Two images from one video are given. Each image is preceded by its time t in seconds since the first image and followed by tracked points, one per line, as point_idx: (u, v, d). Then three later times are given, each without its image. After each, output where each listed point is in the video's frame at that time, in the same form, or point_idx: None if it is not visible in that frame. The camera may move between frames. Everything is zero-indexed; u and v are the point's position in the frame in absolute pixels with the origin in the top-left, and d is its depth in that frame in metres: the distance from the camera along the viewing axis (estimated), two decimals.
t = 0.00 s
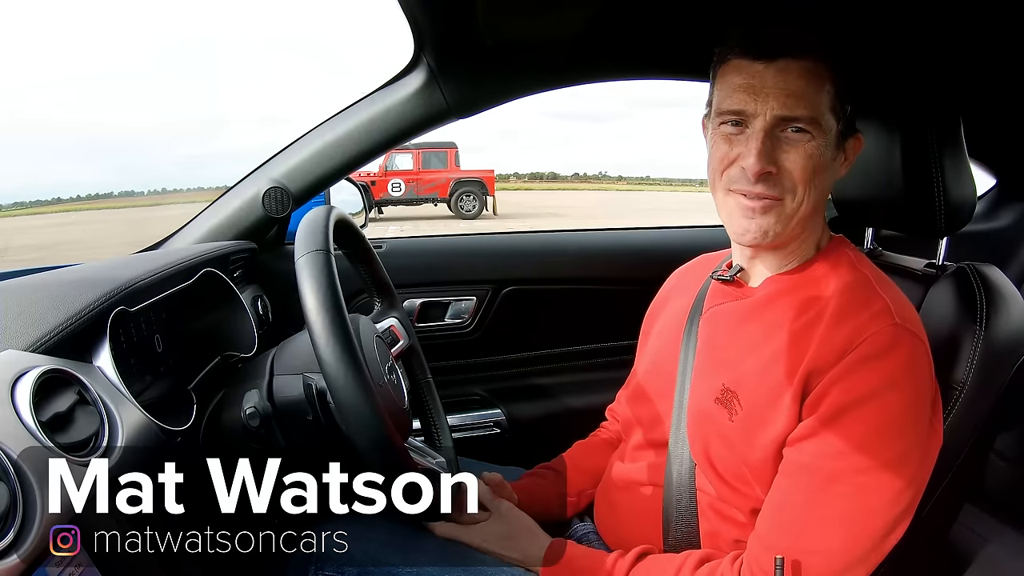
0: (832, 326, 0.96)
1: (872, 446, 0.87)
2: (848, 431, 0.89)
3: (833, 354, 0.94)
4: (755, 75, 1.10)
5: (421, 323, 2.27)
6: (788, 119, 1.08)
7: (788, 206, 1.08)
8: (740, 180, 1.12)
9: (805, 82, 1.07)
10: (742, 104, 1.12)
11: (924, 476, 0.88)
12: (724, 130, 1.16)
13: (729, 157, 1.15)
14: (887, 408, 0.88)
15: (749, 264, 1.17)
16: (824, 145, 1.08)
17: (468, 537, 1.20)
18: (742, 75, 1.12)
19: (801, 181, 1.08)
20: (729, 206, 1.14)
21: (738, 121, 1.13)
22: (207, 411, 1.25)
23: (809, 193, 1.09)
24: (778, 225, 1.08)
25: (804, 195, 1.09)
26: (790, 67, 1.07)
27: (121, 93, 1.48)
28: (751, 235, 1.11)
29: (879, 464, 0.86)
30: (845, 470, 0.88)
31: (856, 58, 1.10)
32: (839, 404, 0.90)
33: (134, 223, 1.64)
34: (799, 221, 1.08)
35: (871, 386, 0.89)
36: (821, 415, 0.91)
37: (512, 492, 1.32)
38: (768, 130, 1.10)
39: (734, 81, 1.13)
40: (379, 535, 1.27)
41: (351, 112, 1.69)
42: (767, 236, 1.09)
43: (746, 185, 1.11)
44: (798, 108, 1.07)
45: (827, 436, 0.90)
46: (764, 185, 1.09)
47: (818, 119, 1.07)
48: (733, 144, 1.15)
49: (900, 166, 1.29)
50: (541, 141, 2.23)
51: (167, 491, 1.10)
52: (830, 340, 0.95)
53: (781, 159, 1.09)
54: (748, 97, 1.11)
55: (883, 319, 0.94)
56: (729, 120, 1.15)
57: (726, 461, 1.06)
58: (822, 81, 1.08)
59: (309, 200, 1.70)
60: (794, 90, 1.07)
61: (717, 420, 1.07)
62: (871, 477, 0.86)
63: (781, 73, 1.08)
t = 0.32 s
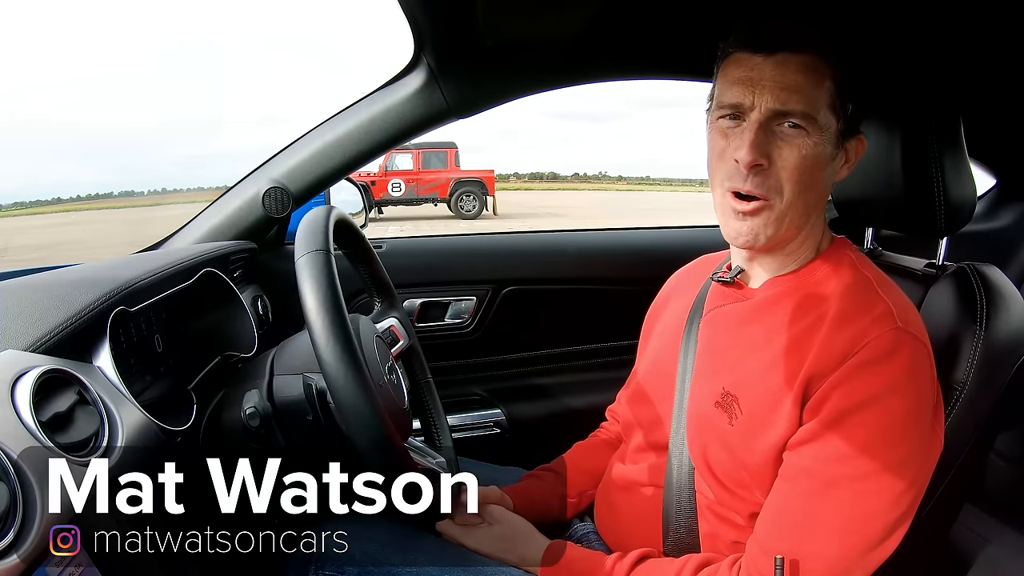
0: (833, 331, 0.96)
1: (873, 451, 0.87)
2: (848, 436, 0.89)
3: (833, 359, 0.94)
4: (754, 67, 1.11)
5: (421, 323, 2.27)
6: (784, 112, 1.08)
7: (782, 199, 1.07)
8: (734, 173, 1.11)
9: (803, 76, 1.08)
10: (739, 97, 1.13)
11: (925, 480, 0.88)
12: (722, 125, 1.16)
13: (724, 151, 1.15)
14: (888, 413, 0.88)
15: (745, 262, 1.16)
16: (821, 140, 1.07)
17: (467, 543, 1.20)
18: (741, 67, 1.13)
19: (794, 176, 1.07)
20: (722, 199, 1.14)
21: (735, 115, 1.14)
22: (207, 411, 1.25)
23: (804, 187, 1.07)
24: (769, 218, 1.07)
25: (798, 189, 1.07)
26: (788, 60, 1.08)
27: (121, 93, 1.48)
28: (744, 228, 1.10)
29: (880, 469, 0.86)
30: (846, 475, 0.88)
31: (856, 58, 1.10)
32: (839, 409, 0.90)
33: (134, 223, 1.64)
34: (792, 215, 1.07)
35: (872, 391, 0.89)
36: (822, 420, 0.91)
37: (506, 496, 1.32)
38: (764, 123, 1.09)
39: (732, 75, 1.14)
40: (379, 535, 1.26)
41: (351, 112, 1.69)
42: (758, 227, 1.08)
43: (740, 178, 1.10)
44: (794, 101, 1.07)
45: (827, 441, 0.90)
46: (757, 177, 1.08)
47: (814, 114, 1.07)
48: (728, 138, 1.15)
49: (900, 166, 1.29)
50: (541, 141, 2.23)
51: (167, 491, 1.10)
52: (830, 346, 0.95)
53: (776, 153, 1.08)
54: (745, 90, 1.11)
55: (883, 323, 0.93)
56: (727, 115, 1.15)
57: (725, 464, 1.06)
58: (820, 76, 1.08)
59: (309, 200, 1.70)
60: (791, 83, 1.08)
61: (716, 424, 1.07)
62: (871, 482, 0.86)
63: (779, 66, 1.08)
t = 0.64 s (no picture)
0: (832, 330, 0.96)
1: (873, 449, 0.87)
2: (848, 434, 0.89)
3: (833, 358, 0.94)
4: (751, 68, 1.11)
5: (421, 323, 2.27)
6: (781, 112, 1.08)
7: (779, 199, 1.07)
8: (733, 172, 1.12)
9: (800, 76, 1.07)
10: (737, 98, 1.13)
11: (924, 478, 0.88)
12: (720, 125, 1.16)
13: (723, 151, 1.15)
14: (888, 411, 0.88)
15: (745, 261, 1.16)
16: (818, 139, 1.08)
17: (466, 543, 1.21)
18: (739, 68, 1.12)
19: (791, 175, 1.07)
20: (721, 199, 1.14)
21: (734, 115, 1.14)
22: (207, 411, 1.25)
23: (802, 185, 1.07)
24: (767, 218, 1.08)
25: (795, 188, 1.07)
26: (785, 61, 1.08)
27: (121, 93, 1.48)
28: (743, 227, 1.10)
29: (880, 467, 0.86)
30: (846, 474, 0.88)
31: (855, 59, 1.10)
32: (839, 407, 0.90)
33: (133, 223, 1.64)
34: (790, 213, 1.07)
35: (871, 389, 0.89)
36: (822, 418, 0.91)
37: (506, 496, 1.32)
38: (761, 123, 1.10)
39: (730, 75, 1.14)
40: (379, 535, 1.26)
41: (351, 112, 1.69)
42: (757, 227, 1.09)
43: (738, 178, 1.11)
44: (791, 101, 1.07)
45: (827, 439, 0.90)
46: (755, 177, 1.09)
47: (810, 113, 1.07)
48: (727, 139, 1.15)
49: (900, 165, 1.29)
50: (541, 140, 2.23)
51: (167, 491, 1.10)
52: (829, 344, 0.95)
53: (773, 152, 1.08)
54: (743, 90, 1.11)
55: (883, 321, 0.94)
56: (725, 116, 1.15)
57: (725, 464, 1.06)
58: (818, 77, 1.08)
59: (309, 200, 1.70)
60: (788, 84, 1.08)
61: (716, 424, 1.07)
62: (871, 480, 0.86)
63: (777, 66, 1.08)
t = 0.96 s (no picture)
0: (832, 331, 0.96)
1: (873, 451, 0.87)
2: (848, 436, 0.89)
3: (833, 360, 0.94)
4: (724, 58, 1.15)
5: (421, 323, 2.27)
6: (743, 95, 1.10)
7: (735, 176, 1.09)
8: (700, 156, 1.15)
9: (764, 61, 1.10)
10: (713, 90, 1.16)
11: (924, 479, 0.88)
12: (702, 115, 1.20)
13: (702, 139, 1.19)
14: (888, 413, 0.88)
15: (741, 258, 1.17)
16: (784, 120, 1.07)
17: (467, 544, 1.21)
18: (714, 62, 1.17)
19: (749, 153, 1.08)
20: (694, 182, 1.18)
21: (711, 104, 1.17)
22: (207, 411, 1.25)
23: (761, 163, 1.07)
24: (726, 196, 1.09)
25: (755, 166, 1.08)
26: (752, 49, 1.11)
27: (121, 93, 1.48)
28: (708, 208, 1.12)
29: (880, 469, 0.86)
30: (846, 475, 0.87)
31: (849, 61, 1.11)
32: (839, 409, 0.90)
33: (133, 223, 1.64)
34: (749, 191, 1.07)
35: (871, 391, 0.89)
36: (822, 419, 0.91)
37: (506, 496, 1.32)
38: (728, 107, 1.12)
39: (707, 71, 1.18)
40: (378, 535, 1.26)
41: (351, 112, 1.69)
42: (714, 203, 1.11)
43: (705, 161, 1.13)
44: (752, 85, 1.10)
45: (827, 441, 0.90)
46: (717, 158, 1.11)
47: (772, 95, 1.08)
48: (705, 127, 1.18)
49: (900, 165, 1.29)
50: (541, 140, 2.23)
51: (167, 491, 1.10)
52: (829, 346, 0.95)
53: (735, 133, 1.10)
54: (716, 78, 1.15)
55: (883, 323, 0.94)
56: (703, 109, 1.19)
57: (725, 465, 1.06)
58: (785, 62, 1.08)
59: (309, 200, 1.70)
60: (752, 68, 1.10)
61: (715, 426, 1.07)
62: (871, 481, 0.86)
63: (744, 55, 1.12)
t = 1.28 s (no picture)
0: (826, 331, 0.95)
1: (867, 454, 0.87)
2: (842, 438, 0.88)
3: (826, 360, 0.93)
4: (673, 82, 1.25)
5: (421, 323, 2.27)
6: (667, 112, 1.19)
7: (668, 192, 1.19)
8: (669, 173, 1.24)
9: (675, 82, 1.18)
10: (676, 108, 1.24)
11: (917, 481, 0.88)
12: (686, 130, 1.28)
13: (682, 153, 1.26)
14: (879, 414, 0.88)
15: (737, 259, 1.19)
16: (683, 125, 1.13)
17: (467, 543, 1.21)
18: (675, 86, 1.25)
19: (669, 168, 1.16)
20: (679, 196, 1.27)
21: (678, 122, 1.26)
22: (207, 411, 1.25)
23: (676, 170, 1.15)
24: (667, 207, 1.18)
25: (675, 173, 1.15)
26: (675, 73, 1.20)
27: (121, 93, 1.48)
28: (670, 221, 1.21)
29: (875, 471, 0.86)
30: (840, 477, 0.87)
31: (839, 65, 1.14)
32: (831, 410, 0.90)
33: (134, 223, 1.64)
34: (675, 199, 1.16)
35: (864, 393, 0.89)
36: (814, 420, 0.91)
37: (506, 496, 1.33)
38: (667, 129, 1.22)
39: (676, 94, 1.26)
40: (378, 535, 1.26)
41: (351, 112, 1.69)
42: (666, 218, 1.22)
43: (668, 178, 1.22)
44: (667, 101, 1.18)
45: (820, 442, 0.90)
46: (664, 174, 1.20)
47: (678, 112, 1.15)
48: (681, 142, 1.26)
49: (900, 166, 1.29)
50: (541, 140, 2.23)
51: (167, 491, 1.10)
52: (823, 346, 0.94)
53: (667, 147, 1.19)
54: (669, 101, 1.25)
55: (876, 324, 0.93)
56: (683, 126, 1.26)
57: (721, 464, 1.06)
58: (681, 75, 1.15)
59: (309, 200, 1.71)
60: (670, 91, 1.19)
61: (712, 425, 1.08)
62: (866, 485, 0.86)
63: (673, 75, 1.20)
